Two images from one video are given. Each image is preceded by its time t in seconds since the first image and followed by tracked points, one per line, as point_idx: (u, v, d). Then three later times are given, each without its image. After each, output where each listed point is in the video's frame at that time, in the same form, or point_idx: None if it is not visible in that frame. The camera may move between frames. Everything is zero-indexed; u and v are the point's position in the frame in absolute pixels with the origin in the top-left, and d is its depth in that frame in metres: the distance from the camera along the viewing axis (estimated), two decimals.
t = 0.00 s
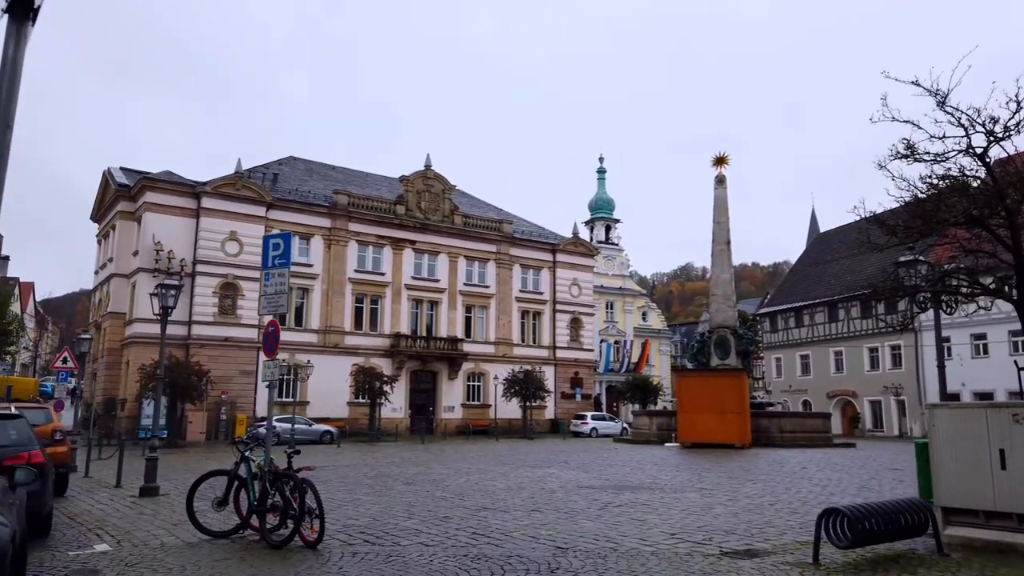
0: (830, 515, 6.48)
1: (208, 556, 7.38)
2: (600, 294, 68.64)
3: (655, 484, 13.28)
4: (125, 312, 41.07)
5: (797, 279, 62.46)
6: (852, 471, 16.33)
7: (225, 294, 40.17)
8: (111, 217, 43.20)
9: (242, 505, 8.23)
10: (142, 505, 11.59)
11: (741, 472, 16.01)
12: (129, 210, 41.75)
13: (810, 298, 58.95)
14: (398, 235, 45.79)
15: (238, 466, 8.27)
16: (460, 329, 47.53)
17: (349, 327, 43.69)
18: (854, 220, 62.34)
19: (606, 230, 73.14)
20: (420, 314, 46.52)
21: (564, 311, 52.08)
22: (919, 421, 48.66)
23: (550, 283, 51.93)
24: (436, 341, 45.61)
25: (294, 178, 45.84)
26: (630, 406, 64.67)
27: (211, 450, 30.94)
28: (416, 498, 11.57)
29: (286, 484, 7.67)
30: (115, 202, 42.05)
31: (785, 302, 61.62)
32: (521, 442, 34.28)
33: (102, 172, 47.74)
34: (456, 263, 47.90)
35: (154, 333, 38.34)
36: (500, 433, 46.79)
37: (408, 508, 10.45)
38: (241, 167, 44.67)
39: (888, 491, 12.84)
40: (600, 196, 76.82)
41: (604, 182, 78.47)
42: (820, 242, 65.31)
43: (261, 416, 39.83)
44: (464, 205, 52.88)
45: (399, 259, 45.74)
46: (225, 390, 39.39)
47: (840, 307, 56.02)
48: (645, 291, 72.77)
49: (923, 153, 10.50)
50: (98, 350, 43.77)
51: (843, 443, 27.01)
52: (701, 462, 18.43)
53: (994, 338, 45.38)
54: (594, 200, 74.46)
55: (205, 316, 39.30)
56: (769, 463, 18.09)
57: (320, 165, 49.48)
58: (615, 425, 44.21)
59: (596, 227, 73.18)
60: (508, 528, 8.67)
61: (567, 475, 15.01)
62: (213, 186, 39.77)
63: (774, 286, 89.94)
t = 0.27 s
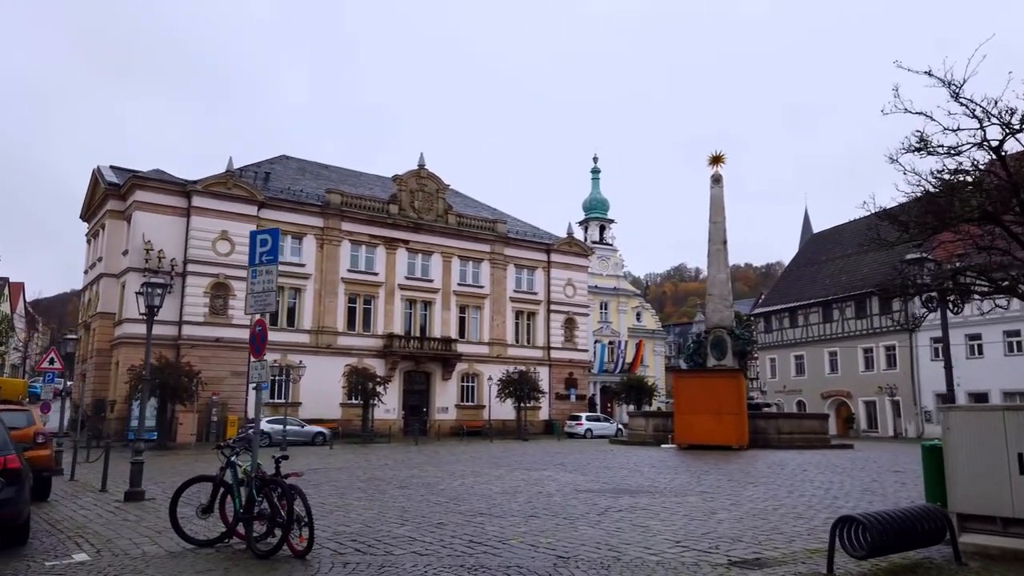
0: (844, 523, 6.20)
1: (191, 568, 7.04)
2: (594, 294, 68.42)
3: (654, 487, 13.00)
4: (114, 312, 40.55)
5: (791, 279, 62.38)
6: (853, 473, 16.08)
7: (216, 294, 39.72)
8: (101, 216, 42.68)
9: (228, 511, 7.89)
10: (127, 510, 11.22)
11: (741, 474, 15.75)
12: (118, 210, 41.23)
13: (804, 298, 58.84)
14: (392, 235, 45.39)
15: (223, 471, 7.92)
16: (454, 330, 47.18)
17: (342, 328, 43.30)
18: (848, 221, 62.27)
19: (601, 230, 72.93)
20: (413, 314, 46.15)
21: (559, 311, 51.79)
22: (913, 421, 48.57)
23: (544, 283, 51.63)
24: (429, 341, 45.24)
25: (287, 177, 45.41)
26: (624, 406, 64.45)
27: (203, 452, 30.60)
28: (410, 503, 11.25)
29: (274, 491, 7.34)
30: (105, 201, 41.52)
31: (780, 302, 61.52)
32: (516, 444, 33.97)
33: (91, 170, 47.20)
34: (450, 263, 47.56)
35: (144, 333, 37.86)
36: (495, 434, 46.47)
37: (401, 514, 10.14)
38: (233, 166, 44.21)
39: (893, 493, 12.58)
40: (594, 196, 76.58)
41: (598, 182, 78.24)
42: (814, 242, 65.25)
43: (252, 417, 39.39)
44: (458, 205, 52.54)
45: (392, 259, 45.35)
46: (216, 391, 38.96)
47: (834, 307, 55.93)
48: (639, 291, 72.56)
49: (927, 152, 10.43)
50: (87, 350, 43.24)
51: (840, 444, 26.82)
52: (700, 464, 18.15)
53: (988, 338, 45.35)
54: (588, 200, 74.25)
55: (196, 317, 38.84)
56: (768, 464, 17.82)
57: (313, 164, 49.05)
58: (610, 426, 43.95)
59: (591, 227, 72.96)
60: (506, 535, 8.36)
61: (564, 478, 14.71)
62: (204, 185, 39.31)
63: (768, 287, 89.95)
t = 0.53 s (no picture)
0: (862, 526, 5.91)
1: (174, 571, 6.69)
2: (589, 294, 68.14)
3: (655, 487, 12.70)
4: (105, 311, 40.07)
5: (787, 278, 62.24)
6: (855, 472, 15.82)
7: (209, 293, 39.29)
8: (92, 213, 42.20)
9: (216, 512, 7.56)
10: (112, 512, 10.86)
11: (742, 473, 15.47)
12: (109, 207, 40.76)
13: (800, 297, 58.71)
14: (386, 233, 45.04)
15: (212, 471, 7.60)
16: (449, 329, 46.84)
17: (336, 327, 42.91)
18: (844, 220, 62.14)
19: (596, 229, 72.69)
20: (408, 313, 45.81)
21: (554, 310, 51.49)
22: (909, 421, 48.41)
23: (539, 282, 51.32)
24: (424, 340, 44.88)
25: (280, 175, 45.01)
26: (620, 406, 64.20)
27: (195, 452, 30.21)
28: (405, 502, 10.93)
29: (263, 491, 7.02)
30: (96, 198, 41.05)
31: (776, 302, 61.36)
32: (511, 443, 33.63)
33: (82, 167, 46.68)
34: (445, 261, 47.21)
35: (135, 332, 37.39)
36: (490, 434, 46.15)
37: (396, 514, 9.81)
38: (226, 163, 43.78)
39: (899, 493, 12.31)
40: (589, 195, 76.34)
41: (594, 181, 77.98)
42: (810, 241, 65.14)
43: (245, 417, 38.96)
44: (453, 203, 52.22)
45: (387, 257, 45.00)
46: (209, 390, 38.54)
47: (830, 306, 55.80)
48: (634, 291, 72.33)
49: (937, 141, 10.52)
50: (77, 349, 42.75)
51: (839, 443, 26.59)
52: (699, 464, 17.86)
53: (984, 337, 45.21)
54: (583, 199, 74.01)
55: (188, 315, 38.40)
56: (769, 464, 17.56)
57: (306, 162, 48.63)
58: (606, 425, 43.69)
59: (586, 226, 72.69)
60: (505, 536, 8.04)
61: (562, 477, 14.41)
62: (197, 182, 38.89)
63: (763, 286, 89.87)
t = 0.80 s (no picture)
0: (889, 537, 5.62)
1: None
2: (588, 293, 67.83)
3: (660, 491, 12.37)
4: (100, 310, 39.67)
5: (786, 278, 61.98)
6: (863, 474, 15.51)
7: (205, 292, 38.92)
8: (87, 212, 41.81)
9: (206, 518, 7.23)
10: (101, 517, 10.51)
11: (748, 475, 15.17)
12: (104, 205, 40.37)
13: (800, 297, 58.46)
14: (385, 232, 44.71)
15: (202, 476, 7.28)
16: (447, 328, 46.51)
17: (334, 327, 42.58)
18: (844, 219, 61.91)
19: (595, 229, 72.44)
20: (406, 313, 45.47)
21: (554, 310, 51.19)
22: (910, 421, 48.13)
23: (538, 281, 51.01)
24: (422, 340, 44.55)
25: (277, 173, 44.65)
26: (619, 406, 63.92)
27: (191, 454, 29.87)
28: (404, 507, 10.59)
29: (256, 498, 6.69)
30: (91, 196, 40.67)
31: (775, 301, 61.11)
32: (511, 444, 33.26)
33: (77, 166, 46.29)
34: (443, 260, 46.88)
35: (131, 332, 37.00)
36: (488, 434, 45.83)
37: (394, 520, 9.48)
38: (222, 161, 43.42)
39: (910, 496, 12.02)
40: (588, 194, 76.04)
41: (592, 180, 77.68)
42: (809, 240, 64.92)
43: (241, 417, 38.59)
44: (452, 202, 51.91)
45: (385, 256, 44.67)
46: (205, 391, 38.17)
47: (830, 306, 55.56)
48: (633, 290, 72.04)
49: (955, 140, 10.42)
50: (72, 349, 42.35)
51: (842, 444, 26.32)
52: (703, 466, 17.55)
53: (985, 337, 44.95)
54: (582, 198, 73.73)
55: (184, 315, 38.02)
56: (774, 465, 17.25)
57: (304, 160, 48.27)
58: (605, 426, 43.40)
59: (585, 226, 72.39)
60: (510, 545, 7.70)
61: (565, 481, 14.07)
62: (193, 180, 38.53)
63: (762, 286, 89.67)
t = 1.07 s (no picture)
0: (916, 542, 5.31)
1: None
2: (587, 292, 67.52)
3: (664, 492, 12.05)
4: (95, 309, 39.30)
5: (786, 277, 61.70)
6: (871, 474, 15.20)
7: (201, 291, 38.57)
8: (82, 210, 41.45)
9: (194, 521, 6.92)
10: (89, 519, 10.18)
11: (752, 475, 14.86)
12: (100, 203, 40.02)
13: (800, 296, 58.18)
14: (383, 230, 44.37)
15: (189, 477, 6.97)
16: (446, 327, 46.18)
17: (331, 326, 42.24)
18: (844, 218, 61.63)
19: (594, 228, 72.17)
20: (404, 312, 45.13)
21: (553, 309, 50.87)
22: (911, 420, 47.83)
23: (537, 280, 50.68)
24: (421, 339, 44.23)
25: (275, 171, 44.32)
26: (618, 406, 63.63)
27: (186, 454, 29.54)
28: (401, 508, 10.26)
29: (245, 500, 6.39)
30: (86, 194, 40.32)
31: (775, 300, 60.83)
32: (510, 444, 32.93)
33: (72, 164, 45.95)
34: (442, 259, 46.55)
35: (126, 331, 36.63)
36: (487, 434, 45.50)
37: (391, 522, 9.16)
38: (219, 159, 43.09)
39: (921, 496, 11.71)
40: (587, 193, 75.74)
41: (592, 179, 77.37)
42: (809, 239, 64.64)
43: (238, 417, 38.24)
44: (451, 200, 51.60)
45: (383, 255, 44.33)
46: (201, 390, 37.81)
47: (831, 304, 55.28)
48: (632, 289, 71.74)
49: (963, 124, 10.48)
50: (67, 349, 41.98)
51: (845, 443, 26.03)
52: (706, 465, 17.24)
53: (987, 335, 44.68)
54: (581, 197, 73.45)
55: (180, 314, 37.66)
56: (779, 465, 16.95)
57: (301, 158, 47.92)
58: (605, 425, 43.08)
59: (584, 224, 72.07)
60: (511, 548, 7.38)
61: (566, 481, 13.75)
62: (189, 178, 38.20)
63: (761, 285, 89.40)
